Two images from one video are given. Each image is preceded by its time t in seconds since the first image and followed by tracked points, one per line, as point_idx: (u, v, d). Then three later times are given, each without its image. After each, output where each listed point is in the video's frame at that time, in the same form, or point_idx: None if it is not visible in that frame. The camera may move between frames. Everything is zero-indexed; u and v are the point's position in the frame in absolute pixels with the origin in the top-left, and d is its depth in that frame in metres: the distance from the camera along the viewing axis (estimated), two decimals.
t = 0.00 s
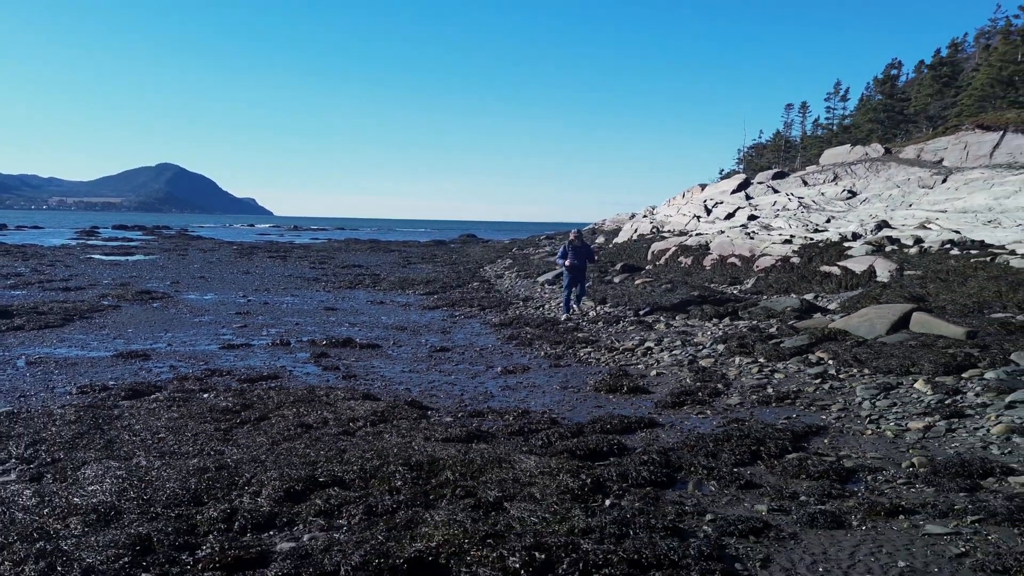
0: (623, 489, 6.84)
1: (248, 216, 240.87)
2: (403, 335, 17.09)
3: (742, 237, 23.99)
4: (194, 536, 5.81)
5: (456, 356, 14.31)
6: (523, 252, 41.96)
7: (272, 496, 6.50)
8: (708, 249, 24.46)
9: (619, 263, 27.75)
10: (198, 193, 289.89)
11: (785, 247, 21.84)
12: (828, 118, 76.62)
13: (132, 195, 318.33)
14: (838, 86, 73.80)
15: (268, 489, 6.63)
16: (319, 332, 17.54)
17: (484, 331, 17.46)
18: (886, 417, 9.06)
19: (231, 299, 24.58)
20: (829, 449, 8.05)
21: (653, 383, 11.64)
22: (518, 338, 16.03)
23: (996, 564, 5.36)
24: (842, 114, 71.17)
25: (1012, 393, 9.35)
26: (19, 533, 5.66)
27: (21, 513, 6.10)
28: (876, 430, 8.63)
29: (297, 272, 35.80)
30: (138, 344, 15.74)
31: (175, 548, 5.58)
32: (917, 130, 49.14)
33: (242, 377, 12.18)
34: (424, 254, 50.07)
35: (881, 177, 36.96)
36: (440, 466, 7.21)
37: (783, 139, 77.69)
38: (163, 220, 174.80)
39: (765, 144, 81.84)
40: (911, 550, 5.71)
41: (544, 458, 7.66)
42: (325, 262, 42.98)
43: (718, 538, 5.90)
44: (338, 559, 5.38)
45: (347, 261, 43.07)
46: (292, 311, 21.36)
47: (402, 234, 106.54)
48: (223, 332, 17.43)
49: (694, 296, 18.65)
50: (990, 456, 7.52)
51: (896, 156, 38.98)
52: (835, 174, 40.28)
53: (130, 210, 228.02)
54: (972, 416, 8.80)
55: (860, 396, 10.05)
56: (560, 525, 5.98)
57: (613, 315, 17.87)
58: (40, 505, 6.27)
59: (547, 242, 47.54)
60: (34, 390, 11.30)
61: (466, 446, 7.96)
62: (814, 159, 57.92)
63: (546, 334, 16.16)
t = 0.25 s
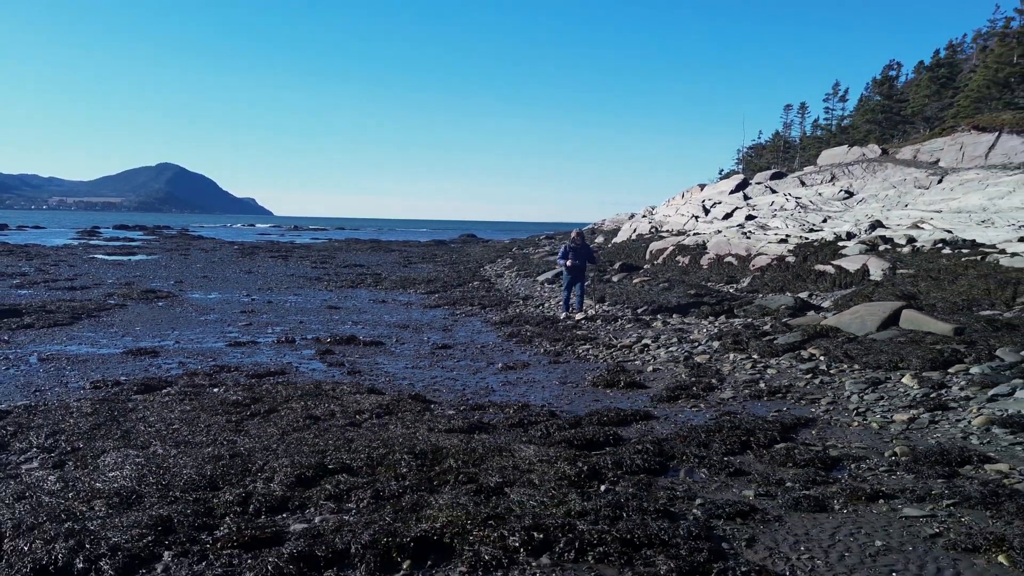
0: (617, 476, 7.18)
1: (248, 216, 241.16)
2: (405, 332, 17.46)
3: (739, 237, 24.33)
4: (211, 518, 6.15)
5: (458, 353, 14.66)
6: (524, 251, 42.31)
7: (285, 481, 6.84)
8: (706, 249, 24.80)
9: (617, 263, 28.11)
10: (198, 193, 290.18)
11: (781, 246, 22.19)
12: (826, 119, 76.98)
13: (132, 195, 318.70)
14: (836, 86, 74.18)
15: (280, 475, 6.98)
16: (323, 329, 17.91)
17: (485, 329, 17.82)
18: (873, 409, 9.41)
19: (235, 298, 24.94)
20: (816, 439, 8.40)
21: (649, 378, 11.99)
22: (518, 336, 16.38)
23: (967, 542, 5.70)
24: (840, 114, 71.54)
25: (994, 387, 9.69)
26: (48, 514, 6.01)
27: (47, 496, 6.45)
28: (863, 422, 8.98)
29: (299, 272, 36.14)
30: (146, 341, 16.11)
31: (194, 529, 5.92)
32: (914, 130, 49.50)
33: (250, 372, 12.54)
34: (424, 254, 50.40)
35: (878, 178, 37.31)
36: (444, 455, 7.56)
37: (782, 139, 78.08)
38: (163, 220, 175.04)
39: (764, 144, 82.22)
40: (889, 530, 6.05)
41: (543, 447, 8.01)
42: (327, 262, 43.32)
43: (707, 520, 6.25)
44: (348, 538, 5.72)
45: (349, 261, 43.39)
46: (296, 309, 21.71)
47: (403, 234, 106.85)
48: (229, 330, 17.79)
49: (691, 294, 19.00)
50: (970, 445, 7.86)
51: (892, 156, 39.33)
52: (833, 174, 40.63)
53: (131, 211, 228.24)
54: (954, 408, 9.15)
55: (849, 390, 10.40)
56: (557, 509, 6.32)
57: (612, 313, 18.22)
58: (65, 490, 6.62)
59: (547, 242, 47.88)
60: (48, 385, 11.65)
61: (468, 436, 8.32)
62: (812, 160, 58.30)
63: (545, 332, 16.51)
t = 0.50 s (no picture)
0: (613, 465, 7.49)
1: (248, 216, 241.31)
2: (407, 330, 17.77)
3: (736, 237, 24.63)
4: (227, 504, 6.46)
5: (459, 350, 14.96)
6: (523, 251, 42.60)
7: (295, 470, 7.15)
8: (704, 248, 25.10)
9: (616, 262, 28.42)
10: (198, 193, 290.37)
11: (777, 245, 22.49)
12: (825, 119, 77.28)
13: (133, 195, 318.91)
14: (835, 87, 74.49)
15: (291, 464, 7.30)
16: (327, 327, 18.21)
17: (486, 327, 18.11)
18: (861, 403, 9.72)
19: (238, 296, 25.24)
20: (806, 431, 8.71)
21: (646, 373, 12.30)
22: (518, 333, 16.69)
23: (945, 525, 6.01)
24: (839, 115, 71.86)
25: (980, 382, 10.00)
26: (71, 500, 6.33)
27: (69, 483, 6.76)
28: (851, 415, 9.29)
29: (300, 271, 36.41)
30: (153, 339, 16.43)
31: (211, 513, 6.23)
32: (912, 131, 49.82)
33: (256, 368, 12.84)
34: (425, 253, 50.66)
35: (875, 178, 37.62)
36: (447, 445, 7.87)
37: (780, 139, 78.41)
38: (164, 220, 175.13)
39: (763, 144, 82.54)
40: (871, 515, 6.36)
41: (542, 438, 8.31)
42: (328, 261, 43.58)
43: (699, 506, 6.55)
44: (358, 521, 6.03)
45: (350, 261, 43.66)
46: (299, 308, 22.02)
47: (403, 233, 107.11)
48: (234, 328, 18.10)
49: (689, 293, 19.31)
50: (953, 437, 8.17)
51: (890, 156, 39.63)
52: (830, 174, 40.94)
53: (131, 210, 228.36)
54: (940, 402, 9.46)
55: (840, 385, 10.71)
56: (556, 495, 6.63)
57: (610, 311, 18.53)
58: (86, 477, 6.93)
59: (546, 242, 48.16)
60: (60, 380, 11.98)
61: (470, 429, 8.63)
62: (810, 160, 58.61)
63: (545, 330, 16.82)
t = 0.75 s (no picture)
0: (609, 452, 7.87)
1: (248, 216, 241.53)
2: (410, 327, 18.14)
3: (733, 236, 25.01)
4: (243, 486, 6.83)
5: (461, 346, 15.34)
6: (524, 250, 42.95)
7: (307, 456, 7.53)
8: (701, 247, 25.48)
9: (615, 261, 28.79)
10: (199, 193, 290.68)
11: (773, 244, 22.87)
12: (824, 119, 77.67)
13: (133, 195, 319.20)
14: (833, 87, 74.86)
15: (302, 450, 7.68)
16: (331, 324, 18.58)
17: (487, 324, 18.49)
18: (849, 395, 10.10)
19: (242, 295, 25.60)
20: (794, 421, 9.08)
21: (642, 368, 12.67)
22: (519, 330, 17.07)
23: (920, 506, 6.38)
24: (837, 115, 72.25)
25: (963, 374, 10.37)
26: (97, 482, 6.70)
27: (93, 467, 7.13)
28: (838, 406, 9.67)
29: (303, 270, 36.76)
30: (161, 335, 16.82)
31: (228, 495, 6.60)
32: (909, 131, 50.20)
33: (264, 363, 13.22)
34: (426, 253, 51.02)
35: (871, 178, 38.00)
36: (450, 434, 8.25)
37: (779, 139, 78.80)
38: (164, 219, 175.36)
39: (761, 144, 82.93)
40: (852, 497, 6.73)
41: (541, 428, 8.69)
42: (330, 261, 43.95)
43: (689, 489, 6.93)
44: (367, 502, 6.40)
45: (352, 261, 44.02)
46: (304, 306, 22.40)
47: (403, 233, 107.47)
48: (239, 325, 18.48)
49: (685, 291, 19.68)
50: (933, 426, 8.55)
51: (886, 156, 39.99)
52: (827, 174, 41.32)
53: (131, 210, 228.55)
54: (924, 393, 9.84)
55: (829, 378, 11.08)
56: (554, 478, 7.00)
57: (609, 309, 18.90)
58: (108, 462, 7.31)
59: (546, 241, 48.54)
60: (74, 375, 12.36)
61: (472, 419, 9.00)
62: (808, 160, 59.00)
63: (545, 327, 17.20)
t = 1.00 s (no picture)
0: (606, 443, 8.20)
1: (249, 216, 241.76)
2: (412, 325, 18.46)
3: (730, 236, 25.33)
4: (256, 474, 7.17)
5: (463, 344, 15.66)
6: (524, 250, 43.25)
7: (316, 446, 7.86)
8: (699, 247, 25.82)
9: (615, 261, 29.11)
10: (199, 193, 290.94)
11: (770, 244, 23.20)
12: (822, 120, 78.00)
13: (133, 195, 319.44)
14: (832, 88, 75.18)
15: (312, 440, 8.01)
16: (334, 323, 18.89)
17: (487, 323, 18.81)
18: (838, 389, 10.44)
19: (246, 294, 25.92)
20: (785, 414, 9.41)
21: (639, 364, 13.01)
22: (519, 328, 17.40)
23: (901, 492, 6.71)
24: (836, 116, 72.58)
25: (950, 370, 10.70)
26: (117, 470, 7.04)
27: (112, 457, 7.47)
28: (828, 400, 10.00)
29: (304, 270, 37.04)
30: (168, 333, 17.16)
31: (243, 482, 6.93)
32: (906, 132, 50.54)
33: (271, 360, 13.55)
34: (427, 253, 51.31)
35: (868, 178, 38.35)
36: (453, 426, 8.58)
37: (778, 140, 79.11)
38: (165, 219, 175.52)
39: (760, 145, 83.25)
40: (837, 484, 7.06)
41: (541, 421, 9.02)
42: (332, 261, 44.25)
43: (682, 477, 7.26)
44: (375, 488, 6.74)
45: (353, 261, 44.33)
46: (307, 305, 22.71)
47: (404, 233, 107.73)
48: (244, 323, 18.80)
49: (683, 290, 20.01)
50: (918, 419, 8.89)
51: (884, 157, 40.33)
52: (825, 174, 41.66)
53: (132, 211, 228.76)
54: (911, 388, 10.18)
55: (820, 374, 11.42)
56: (553, 467, 7.34)
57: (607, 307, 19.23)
58: (126, 452, 7.64)
59: (546, 241, 48.85)
60: (86, 371, 12.69)
61: (474, 412, 9.33)
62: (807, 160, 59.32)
63: (545, 325, 17.53)
